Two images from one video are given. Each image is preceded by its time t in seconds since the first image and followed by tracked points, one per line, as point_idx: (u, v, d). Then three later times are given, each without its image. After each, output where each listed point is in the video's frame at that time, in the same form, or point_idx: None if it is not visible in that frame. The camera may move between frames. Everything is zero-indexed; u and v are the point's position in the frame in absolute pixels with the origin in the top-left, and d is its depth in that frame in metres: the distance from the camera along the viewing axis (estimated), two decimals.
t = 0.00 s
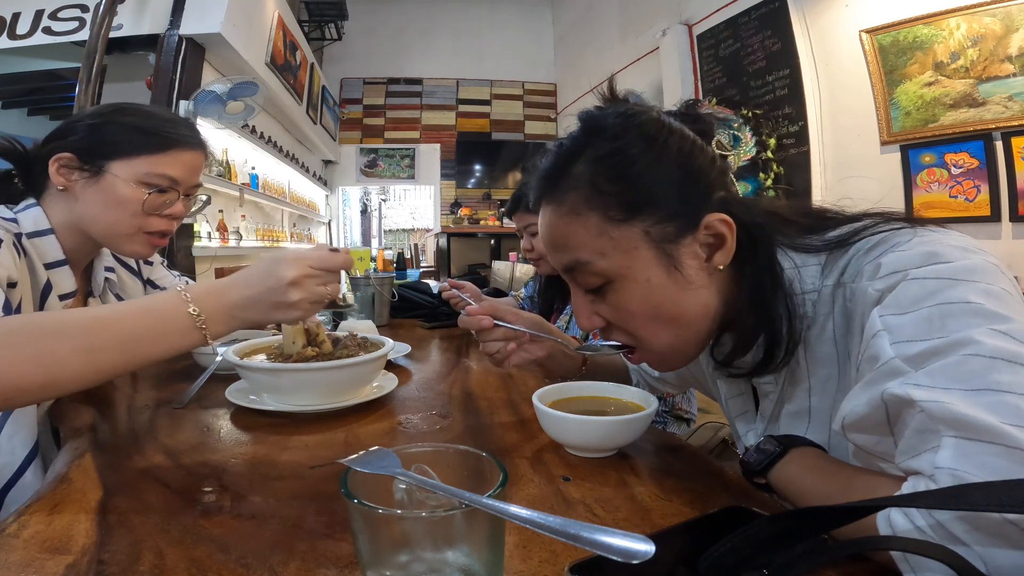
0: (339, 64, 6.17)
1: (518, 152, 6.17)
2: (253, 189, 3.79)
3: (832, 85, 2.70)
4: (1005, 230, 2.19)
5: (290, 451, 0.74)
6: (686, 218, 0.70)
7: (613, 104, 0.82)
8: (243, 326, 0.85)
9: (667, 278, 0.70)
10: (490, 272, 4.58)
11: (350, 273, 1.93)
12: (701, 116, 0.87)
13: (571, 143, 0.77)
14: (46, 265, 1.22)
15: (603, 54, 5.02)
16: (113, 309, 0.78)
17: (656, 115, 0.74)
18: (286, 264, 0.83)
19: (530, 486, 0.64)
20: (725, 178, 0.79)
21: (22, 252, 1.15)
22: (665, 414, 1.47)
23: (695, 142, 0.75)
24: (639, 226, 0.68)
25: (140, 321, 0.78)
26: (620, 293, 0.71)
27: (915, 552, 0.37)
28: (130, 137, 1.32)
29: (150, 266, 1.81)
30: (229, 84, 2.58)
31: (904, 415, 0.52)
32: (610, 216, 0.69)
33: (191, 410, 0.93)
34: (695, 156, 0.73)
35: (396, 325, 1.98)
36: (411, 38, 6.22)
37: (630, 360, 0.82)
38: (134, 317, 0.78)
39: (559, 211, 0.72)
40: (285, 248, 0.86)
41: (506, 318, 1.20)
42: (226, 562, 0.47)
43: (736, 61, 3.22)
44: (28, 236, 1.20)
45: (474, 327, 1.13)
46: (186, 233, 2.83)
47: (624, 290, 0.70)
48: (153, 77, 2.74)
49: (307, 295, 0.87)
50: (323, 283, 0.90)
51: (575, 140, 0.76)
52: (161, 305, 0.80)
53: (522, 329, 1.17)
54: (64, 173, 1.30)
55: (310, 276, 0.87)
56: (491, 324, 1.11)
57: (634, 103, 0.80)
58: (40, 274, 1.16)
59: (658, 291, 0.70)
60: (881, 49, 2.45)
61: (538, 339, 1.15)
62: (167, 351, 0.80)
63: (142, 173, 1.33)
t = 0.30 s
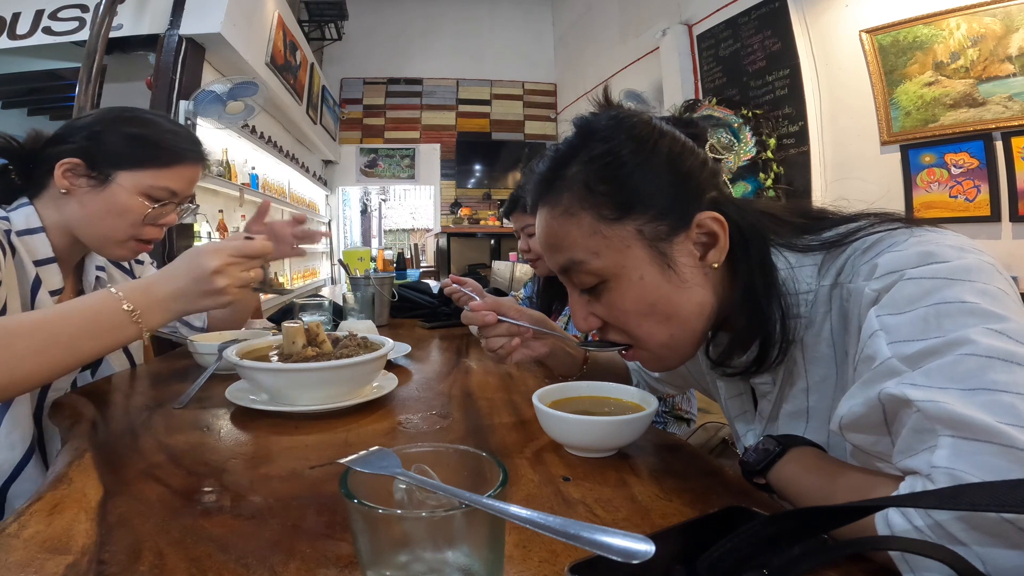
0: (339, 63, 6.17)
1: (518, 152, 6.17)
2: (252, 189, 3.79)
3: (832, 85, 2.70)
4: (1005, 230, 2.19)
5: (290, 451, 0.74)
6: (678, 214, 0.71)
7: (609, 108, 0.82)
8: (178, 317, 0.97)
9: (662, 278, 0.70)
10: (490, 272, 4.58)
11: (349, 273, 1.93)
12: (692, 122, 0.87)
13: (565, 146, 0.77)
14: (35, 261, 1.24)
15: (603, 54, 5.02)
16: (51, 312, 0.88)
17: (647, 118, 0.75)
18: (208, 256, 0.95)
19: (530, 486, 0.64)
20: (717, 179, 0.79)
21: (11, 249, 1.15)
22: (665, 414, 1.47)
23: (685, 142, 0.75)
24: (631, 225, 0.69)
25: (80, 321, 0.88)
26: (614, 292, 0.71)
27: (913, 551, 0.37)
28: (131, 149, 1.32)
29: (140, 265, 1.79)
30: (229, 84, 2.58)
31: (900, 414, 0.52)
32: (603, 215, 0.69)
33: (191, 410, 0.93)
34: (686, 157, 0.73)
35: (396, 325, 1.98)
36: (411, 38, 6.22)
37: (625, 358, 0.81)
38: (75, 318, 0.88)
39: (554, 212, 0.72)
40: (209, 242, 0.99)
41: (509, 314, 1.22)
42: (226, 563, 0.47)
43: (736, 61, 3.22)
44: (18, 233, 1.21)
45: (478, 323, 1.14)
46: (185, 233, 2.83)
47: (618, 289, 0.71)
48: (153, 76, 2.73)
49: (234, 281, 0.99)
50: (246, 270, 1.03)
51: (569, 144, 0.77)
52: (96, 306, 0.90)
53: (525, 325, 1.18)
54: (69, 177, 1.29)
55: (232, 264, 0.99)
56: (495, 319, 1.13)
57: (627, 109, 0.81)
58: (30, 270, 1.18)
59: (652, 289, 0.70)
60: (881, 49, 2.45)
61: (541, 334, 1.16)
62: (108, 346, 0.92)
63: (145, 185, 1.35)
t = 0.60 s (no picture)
0: (339, 63, 6.17)
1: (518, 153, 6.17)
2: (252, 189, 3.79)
3: (832, 85, 2.70)
4: (1006, 230, 2.19)
5: (289, 450, 0.74)
6: (678, 214, 0.71)
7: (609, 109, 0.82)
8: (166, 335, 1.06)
9: (663, 277, 0.70)
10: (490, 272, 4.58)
11: (349, 274, 1.93)
12: (691, 122, 0.88)
13: (564, 147, 0.77)
14: (35, 259, 1.24)
15: (603, 54, 5.02)
16: (48, 332, 0.91)
17: (646, 119, 0.75)
18: (197, 284, 1.07)
19: (530, 485, 0.64)
20: (716, 179, 0.79)
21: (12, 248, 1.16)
22: (665, 414, 1.47)
23: (684, 141, 0.75)
24: (631, 225, 0.69)
25: (79, 339, 0.94)
26: (615, 292, 0.71)
27: (913, 551, 0.37)
28: (122, 150, 1.32)
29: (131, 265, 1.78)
30: (229, 84, 2.58)
31: (900, 414, 0.52)
32: (603, 215, 0.69)
33: (191, 410, 0.93)
34: (685, 157, 0.73)
35: (396, 325, 1.98)
36: (411, 38, 6.22)
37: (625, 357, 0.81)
38: (76, 337, 0.93)
39: (554, 213, 0.72)
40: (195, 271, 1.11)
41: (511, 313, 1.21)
42: (226, 563, 0.47)
43: (736, 61, 3.22)
44: (18, 232, 1.21)
45: (480, 320, 1.12)
46: (185, 233, 2.83)
47: (619, 288, 0.71)
48: (153, 77, 2.73)
49: (217, 306, 1.12)
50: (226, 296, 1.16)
51: (569, 145, 0.76)
52: (93, 324, 0.97)
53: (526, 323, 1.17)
54: (66, 176, 1.30)
55: (216, 290, 1.12)
56: (498, 316, 1.12)
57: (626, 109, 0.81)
58: (30, 268, 1.18)
59: (653, 289, 0.70)
60: (881, 49, 2.45)
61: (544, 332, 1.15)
62: (102, 362, 0.97)
63: (139, 183, 1.34)
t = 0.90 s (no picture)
0: (339, 63, 6.17)
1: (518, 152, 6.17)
2: (252, 189, 3.79)
3: (832, 85, 2.70)
4: (1005, 230, 2.19)
5: (289, 450, 0.74)
6: (679, 213, 0.71)
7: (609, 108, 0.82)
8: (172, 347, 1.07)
9: (666, 275, 0.71)
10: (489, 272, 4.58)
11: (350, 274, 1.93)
12: (691, 121, 0.87)
13: (565, 147, 0.77)
14: (42, 258, 1.22)
15: (603, 54, 5.02)
16: (57, 345, 0.92)
17: (645, 118, 0.75)
18: (197, 295, 1.09)
19: (530, 485, 0.64)
20: (717, 178, 0.79)
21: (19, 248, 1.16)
22: (665, 414, 1.47)
23: (684, 139, 0.75)
24: (633, 224, 0.69)
25: (88, 352, 0.94)
26: (618, 290, 0.71)
27: (912, 551, 0.37)
28: (126, 151, 1.32)
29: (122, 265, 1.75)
30: (229, 84, 2.58)
31: (901, 414, 0.52)
32: (604, 215, 0.69)
33: (190, 410, 0.93)
34: (685, 156, 0.73)
35: (396, 325, 1.98)
36: (411, 38, 6.22)
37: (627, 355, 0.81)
38: (86, 349, 0.94)
39: (555, 213, 0.72)
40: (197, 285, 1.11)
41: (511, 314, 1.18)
42: (226, 563, 0.47)
43: (736, 61, 3.22)
44: (25, 232, 1.20)
45: (481, 321, 1.11)
46: (185, 233, 2.83)
47: (621, 287, 0.71)
48: (153, 76, 2.73)
49: (218, 316, 1.12)
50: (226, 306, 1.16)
51: (569, 145, 0.76)
52: (101, 338, 0.97)
53: (528, 323, 1.15)
54: (72, 176, 1.30)
55: (217, 300, 1.13)
56: (499, 317, 1.10)
57: (626, 109, 0.81)
58: (38, 268, 1.18)
59: (655, 288, 0.70)
60: (881, 49, 2.45)
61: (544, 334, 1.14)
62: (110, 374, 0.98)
63: (141, 183, 1.35)
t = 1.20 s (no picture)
0: (339, 63, 6.17)
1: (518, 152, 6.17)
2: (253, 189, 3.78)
3: (832, 85, 2.70)
4: (1005, 230, 2.19)
5: (289, 451, 0.74)
6: (698, 199, 0.70)
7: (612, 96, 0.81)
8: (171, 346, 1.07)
9: (686, 262, 0.70)
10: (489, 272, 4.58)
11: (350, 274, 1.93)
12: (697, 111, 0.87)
13: (575, 136, 0.75)
14: (41, 258, 1.22)
15: (603, 54, 5.02)
16: (55, 345, 0.92)
17: (659, 107, 0.74)
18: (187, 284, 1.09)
19: (530, 486, 0.64)
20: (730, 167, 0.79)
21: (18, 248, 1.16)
22: (665, 415, 1.47)
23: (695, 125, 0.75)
24: (653, 210, 0.68)
25: (85, 352, 0.94)
26: (639, 278, 0.70)
27: (914, 551, 0.37)
28: (126, 153, 1.32)
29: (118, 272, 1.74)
30: (229, 84, 2.58)
31: (909, 413, 0.52)
32: (624, 200, 0.67)
33: (190, 410, 0.93)
34: (701, 145, 0.73)
35: (396, 325, 1.98)
36: (411, 38, 6.22)
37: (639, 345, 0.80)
38: (85, 348, 0.94)
39: (570, 201, 0.70)
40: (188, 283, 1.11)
41: (502, 323, 1.14)
42: (226, 563, 0.47)
43: (736, 61, 3.22)
44: (23, 232, 1.20)
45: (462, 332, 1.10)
46: (185, 233, 2.83)
47: (642, 275, 0.69)
48: (153, 77, 2.73)
49: (211, 306, 1.12)
50: (217, 299, 1.16)
51: (580, 133, 0.75)
52: (100, 339, 0.97)
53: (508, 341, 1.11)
54: (73, 178, 1.30)
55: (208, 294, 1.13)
56: (475, 333, 1.08)
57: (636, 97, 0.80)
58: (35, 267, 1.18)
59: (677, 274, 0.70)
60: (881, 49, 2.45)
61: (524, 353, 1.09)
62: (108, 372, 0.98)
63: (141, 185, 1.35)
